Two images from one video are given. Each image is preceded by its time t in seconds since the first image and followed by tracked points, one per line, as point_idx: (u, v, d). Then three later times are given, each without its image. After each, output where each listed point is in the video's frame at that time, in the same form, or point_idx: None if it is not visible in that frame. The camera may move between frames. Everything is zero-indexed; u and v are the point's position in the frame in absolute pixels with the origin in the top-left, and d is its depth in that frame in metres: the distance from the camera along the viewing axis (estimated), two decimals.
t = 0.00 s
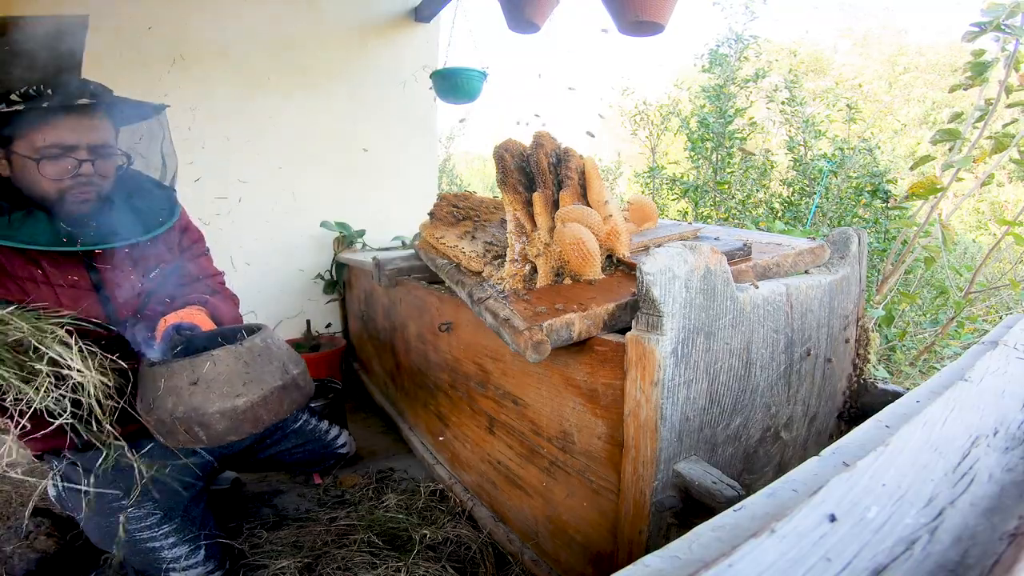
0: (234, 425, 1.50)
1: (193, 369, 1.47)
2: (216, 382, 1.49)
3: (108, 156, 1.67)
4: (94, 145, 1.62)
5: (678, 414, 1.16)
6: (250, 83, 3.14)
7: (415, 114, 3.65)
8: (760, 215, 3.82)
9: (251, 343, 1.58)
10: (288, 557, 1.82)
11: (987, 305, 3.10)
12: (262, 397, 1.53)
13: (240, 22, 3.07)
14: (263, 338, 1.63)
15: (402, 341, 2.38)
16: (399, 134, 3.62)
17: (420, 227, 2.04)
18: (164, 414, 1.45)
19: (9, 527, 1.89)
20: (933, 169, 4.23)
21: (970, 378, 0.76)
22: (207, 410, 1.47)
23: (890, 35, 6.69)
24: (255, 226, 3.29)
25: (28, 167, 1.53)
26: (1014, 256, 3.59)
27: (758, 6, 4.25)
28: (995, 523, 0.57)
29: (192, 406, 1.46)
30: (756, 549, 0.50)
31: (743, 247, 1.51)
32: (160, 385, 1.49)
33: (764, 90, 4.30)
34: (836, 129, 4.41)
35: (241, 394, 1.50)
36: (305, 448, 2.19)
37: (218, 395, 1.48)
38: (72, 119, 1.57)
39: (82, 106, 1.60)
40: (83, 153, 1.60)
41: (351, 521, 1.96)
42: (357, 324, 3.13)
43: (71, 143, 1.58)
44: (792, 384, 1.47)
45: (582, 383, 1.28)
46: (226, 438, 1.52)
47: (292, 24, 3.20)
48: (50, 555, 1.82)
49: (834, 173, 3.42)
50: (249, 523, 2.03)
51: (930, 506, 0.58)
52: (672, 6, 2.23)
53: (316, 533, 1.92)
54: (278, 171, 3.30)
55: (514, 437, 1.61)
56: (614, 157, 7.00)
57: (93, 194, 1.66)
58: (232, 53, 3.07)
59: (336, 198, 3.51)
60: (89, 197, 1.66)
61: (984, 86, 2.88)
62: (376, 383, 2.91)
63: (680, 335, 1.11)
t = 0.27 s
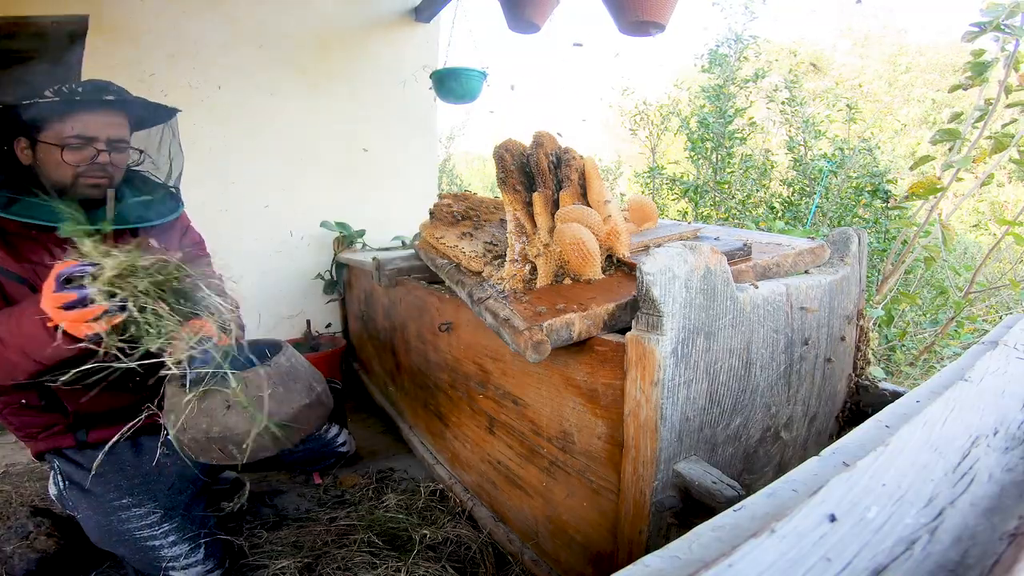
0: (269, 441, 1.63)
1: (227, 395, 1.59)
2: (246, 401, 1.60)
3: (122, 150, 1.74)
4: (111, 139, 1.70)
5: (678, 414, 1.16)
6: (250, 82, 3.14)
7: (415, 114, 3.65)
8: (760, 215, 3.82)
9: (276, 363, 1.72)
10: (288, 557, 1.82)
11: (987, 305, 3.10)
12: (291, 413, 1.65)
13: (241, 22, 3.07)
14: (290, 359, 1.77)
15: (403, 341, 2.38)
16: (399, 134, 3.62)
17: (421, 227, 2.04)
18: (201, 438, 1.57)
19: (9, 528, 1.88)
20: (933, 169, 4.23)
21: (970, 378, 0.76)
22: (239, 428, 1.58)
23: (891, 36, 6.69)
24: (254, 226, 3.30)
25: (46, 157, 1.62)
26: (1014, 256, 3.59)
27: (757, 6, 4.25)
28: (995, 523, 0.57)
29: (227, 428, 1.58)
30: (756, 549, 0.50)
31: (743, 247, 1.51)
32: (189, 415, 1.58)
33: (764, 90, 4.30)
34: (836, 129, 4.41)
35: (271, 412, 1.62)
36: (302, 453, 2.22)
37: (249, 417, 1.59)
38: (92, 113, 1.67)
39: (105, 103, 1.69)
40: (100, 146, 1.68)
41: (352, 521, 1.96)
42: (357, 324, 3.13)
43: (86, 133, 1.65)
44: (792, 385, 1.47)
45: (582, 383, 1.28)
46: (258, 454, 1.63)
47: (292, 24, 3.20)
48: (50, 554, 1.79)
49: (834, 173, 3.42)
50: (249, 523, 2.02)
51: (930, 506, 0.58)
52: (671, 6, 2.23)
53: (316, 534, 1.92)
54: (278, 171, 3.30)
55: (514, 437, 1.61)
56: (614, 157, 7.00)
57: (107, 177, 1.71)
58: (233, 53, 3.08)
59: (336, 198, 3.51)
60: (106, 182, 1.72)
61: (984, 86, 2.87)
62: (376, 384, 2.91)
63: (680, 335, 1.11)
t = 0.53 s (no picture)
0: (267, 422, 1.59)
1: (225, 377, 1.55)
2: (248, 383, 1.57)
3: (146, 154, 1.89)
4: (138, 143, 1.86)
5: (678, 414, 1.16)
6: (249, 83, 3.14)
7: (415, 114, 3.64)
8: (760, 216, 3.82)
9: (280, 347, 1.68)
10: (288, 557, 1.82)
11: (987, 305, 3.11)
12: (291, 396, 1.60)
13: (241, 22, 3.08)
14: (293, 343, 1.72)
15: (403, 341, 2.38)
16: (399, 134, 3.62)
17: (421, 227, 2.05)
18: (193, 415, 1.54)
19: (9, 528, 1.85)
20: (933, 169, 4.23)
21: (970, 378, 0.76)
22: (243, 409, 1.55)
23: (891, 35, 6.69)
24: (255, 226, 3.30)
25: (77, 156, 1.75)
26: (1014, 255, 3.59)
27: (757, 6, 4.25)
28: (995, 523, 0.57)
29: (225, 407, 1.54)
30: (756, 549, 0.50)
31: (743, 247, 1.51)
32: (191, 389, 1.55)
33: (764, 90, 4.30)
34: (836, 129, 4.41)
35: (272, 394, 1.58)
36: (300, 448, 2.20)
37: (251, 398, 1.56)
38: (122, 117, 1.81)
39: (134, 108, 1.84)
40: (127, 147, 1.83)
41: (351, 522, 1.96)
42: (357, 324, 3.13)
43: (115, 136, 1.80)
44: (792, 385, 1.47)
45: (582, 383, 1.28)
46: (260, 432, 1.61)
47: (292, 24, 3.20)
48: (50, 555, 1.79)
49: (834, 173, 3.42)
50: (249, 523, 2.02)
51: (930, 506, 0.58)
52: (671, 6, 2.23)
53: (316, 534, 1.92)
54: (278, 171, 3.31)
55: (514, 437, 1.61)
56: (614, 157, 7.00)
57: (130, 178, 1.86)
58: (233, 53, 3.08)
59: (336, 198, 3.51)
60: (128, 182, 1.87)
61: (984, 86, 2.87)
62: (376, 383, 2.91)
63: (680, 335, 1.11)
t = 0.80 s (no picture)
0: (267, 418, 1.55)
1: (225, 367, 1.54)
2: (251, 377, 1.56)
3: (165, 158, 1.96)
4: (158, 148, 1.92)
5: (678, 414, 1.16)
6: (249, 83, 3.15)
7: (415, 114, 3.64)
8: (760, 216, 3.81)
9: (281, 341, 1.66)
10: (288, 556, 1.82)
11: (987, 305, 3.11)
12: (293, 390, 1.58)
13: (241, 23, 3.09)
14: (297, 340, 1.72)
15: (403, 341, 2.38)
16: (399, 134, 3.61)
17: (421, 227, 2.05)
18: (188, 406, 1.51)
19: (9, 528, 1.84)
20: (933, 169, 4.23)
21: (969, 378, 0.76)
22: (243, 403, 1.52)
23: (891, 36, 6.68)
24: (255, 226, 3.30)
25: (100, 160, 1.83)
26: (1014, 256, 3.59)
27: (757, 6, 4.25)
28: (995, 523, 0.56)
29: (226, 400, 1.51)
30: (756, 549, 0.50)
31: (743, 247, 1.51)
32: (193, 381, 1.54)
33: (764, 90, 4.30)
34: (836, 129, 4.41)
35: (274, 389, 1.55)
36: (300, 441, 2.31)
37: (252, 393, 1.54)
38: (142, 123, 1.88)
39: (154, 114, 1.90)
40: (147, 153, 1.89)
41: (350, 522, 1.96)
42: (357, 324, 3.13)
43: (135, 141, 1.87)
44: (792, 385, 1.47)
45: (582, 383, 1.28)
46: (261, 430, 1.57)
47: (292, 24, 3.21)
48: (50, 555, 1.79)
49: (834, 173, 3.43)
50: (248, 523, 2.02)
51: (930, 506, 0.58)
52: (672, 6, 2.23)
53: (316, 533, 1.92)
54: (278, 171, 3.31)
55: (514, 437, 1.61)
56: (615, 157, 6.99)
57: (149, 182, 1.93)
58: (233, 53, 3.09)
59: (336, 198, 3.51)
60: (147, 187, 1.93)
61: (984, 86, 2.87)
62: (376, 383, 2.91)
63: (680, 335, 1.11)
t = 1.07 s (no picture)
0: (268, 443, 1.82)
1: (239, 396, 1.81)
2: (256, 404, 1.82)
3: (177, 163, 2.00)
4: (167, 152, 1.96)
5: (678, 414, 1.16)
6: (249, 83, 3.14)
7: (415, 114, 3.64)
8: (760, 216, 3.81)
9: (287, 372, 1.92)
10: (288, 556, 1.81)
11: (987, 305, 3.11)
12: (294, 420, 1.85)
13: (241, 23, 3.09)
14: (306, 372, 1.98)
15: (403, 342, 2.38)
16: (399, 134, 3.61)
17: (421, 227, 2.04)
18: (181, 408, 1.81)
19: (9, 527, 1.89)
20: (933, 169, 4.23)
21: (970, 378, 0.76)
22: (249, 426, 1.80)
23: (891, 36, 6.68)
24: (254, 226, 3.30)
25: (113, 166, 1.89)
26: (1014, 255, 3.59)
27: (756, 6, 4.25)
28: (995, 523, 0.57)
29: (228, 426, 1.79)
30: (756, 549, 0.50)
31: (743, 247, 1.51)
32: (205, 403, 1.83)
33: (764, 90, 4.30)
34: (836, 129, 4.41)
35: (278, 417, 1.83)
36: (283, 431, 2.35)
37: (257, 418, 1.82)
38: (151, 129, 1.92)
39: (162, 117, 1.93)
40: (157, 157, 1.94)
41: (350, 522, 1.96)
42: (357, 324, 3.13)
43: (144, 146, 1.90)
44: (792, 385, 1.47)
45: (582, 383, 1.28)
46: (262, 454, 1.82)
47: (292, 24, 3.21)
48: (50, 555, 1.79)
49: (834, 173, 3.43)
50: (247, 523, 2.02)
51: (930, 506, 0.58)
52: (672, 6, 2.23)
53: (316, 533, 1.92)
54: (279, 172, 3.31)
55: (514, 438, 1.61)
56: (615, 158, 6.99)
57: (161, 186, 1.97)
58: (233, 53, 3.09)
59: (336, 199, 3.50)
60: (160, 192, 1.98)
61: (984, 86, 2.87)
62: (376, 383, 2.91)
63: (680, 335, 1.11)
